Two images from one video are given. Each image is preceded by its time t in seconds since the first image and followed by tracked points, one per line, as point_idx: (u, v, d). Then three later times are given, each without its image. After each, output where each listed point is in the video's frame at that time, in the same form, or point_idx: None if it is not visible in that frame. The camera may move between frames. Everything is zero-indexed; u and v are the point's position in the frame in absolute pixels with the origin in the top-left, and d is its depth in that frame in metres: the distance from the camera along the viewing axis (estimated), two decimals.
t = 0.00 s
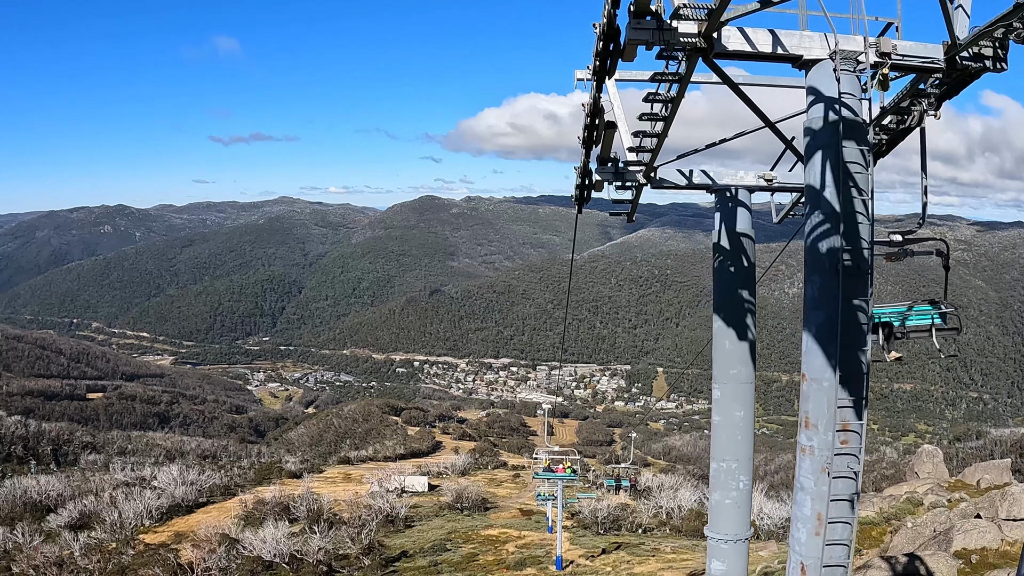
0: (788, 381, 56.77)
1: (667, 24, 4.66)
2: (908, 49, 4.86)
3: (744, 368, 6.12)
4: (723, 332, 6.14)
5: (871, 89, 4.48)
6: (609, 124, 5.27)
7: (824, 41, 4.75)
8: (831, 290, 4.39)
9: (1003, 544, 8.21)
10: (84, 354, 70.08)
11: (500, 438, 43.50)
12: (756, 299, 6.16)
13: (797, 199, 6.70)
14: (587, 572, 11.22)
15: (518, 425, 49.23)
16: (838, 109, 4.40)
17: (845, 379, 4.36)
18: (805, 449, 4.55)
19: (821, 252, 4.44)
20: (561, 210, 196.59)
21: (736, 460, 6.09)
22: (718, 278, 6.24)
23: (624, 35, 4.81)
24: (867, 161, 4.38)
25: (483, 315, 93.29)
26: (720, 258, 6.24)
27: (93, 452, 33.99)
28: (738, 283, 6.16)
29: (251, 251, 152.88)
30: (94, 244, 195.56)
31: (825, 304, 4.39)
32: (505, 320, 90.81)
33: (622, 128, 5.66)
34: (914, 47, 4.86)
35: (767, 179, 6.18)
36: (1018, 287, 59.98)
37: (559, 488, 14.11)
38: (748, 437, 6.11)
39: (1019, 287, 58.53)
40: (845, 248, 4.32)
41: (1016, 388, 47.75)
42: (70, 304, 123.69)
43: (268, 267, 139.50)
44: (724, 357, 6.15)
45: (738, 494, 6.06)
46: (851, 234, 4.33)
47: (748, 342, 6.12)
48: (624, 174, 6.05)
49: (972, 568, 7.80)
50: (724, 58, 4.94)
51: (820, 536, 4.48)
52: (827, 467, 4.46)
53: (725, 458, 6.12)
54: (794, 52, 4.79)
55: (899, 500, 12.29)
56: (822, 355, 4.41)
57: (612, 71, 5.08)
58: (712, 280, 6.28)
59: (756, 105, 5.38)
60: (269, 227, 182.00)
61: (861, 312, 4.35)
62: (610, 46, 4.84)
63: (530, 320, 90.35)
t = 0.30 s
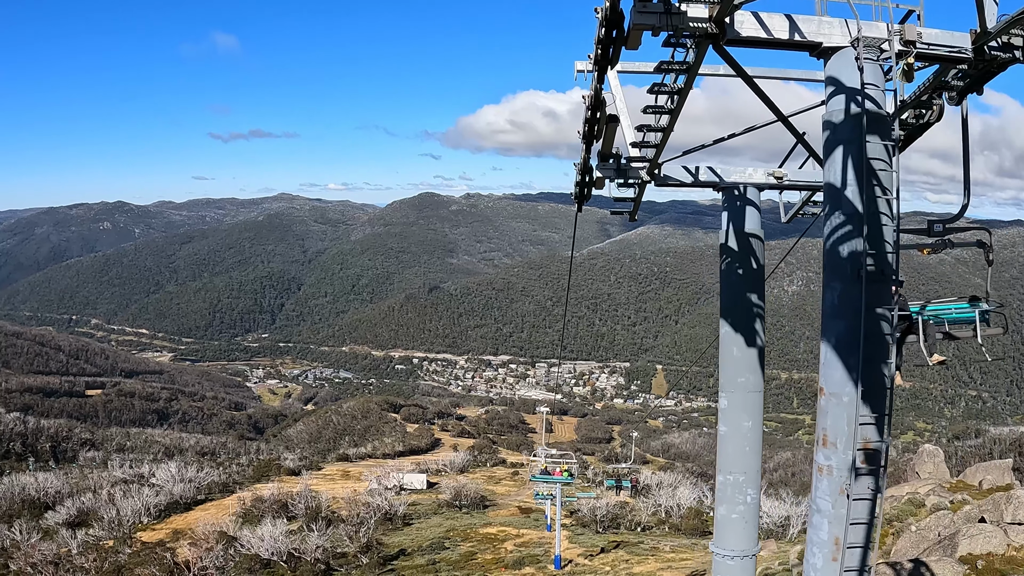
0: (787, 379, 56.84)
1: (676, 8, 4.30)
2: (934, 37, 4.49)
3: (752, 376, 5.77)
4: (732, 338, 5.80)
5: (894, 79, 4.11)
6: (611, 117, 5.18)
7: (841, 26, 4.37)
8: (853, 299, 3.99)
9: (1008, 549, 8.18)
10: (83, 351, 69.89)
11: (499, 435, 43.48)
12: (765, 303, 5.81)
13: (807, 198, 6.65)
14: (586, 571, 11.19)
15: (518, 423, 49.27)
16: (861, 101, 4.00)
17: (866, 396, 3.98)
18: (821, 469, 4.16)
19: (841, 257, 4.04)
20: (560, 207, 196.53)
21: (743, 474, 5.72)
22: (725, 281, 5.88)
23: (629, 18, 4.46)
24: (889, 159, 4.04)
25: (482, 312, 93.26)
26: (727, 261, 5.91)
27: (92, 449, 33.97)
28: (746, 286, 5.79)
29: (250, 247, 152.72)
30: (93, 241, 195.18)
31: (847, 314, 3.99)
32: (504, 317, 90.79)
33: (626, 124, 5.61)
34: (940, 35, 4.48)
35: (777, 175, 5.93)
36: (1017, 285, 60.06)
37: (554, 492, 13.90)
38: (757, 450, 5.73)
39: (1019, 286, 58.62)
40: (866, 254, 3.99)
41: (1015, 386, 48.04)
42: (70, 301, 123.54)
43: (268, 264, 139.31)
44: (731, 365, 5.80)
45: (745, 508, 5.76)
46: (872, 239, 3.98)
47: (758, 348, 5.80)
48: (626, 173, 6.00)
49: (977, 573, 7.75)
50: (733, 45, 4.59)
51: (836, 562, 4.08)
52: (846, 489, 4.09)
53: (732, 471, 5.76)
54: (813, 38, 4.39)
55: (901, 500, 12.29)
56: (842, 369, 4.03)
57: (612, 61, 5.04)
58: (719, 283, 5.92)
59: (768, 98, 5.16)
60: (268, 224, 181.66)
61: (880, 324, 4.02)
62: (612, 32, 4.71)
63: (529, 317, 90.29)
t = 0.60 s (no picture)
0: (786, 376, 56.81)
1: None
2: (960, 22, 4.28)
3: (761, 385, 5.61)
4: (738, 343, 5.62)
5: (921, 67, 3.93)
6: (611, 109, 5.10)
7: (866, 10, 4.20)
8: (877, 307, 3.88)
9: (1015, 555, 8.05)
10: (82, 347, 69.76)
11: (497, 432, 43.48)
12: (774, 309, 5.63)
13: (817, 197, 6.51)
14: (585, 570, 11.17)
15: (516, 420, 49.23)
16: (887, 91, 3.85)
17: (890, 411, 3.88)
18: (842, 492, 4.04)
19: (865, 261, 3.94)
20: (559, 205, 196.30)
21: (751, 488, 5.65)
22: (732, 284, 5.71)
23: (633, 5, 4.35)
24: (918, 153, 3.90)
25: (480, 309, 93.16)
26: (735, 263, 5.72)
27: (91, 446, 33.88)
28: (755, 290, 5.58)
29: (249, 244, 152.41)
30: (91, 237, 194.81)
31: (872, 323, 3.88)
32: (503, 315, 90.65)
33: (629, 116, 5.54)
34: (965, 21, 4.28)
35: (786, 172, 5.77)
36: (1016, 284, 60.13)
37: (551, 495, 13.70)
38: (765, 461, 5.65)
39: (1017, 284, 58.74)
40: (892, 259, 3.87)
41: (1014, 385, 48.31)
42: (68, 297, 123.33)
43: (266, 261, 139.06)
44: (739, 372, 5.64)
45: (753, 523, 5.65)
46: (900, 243, 3.85)
47: (766, 356, 5.64)
48: (627, 169, 5.89)
49: None
50: (744, 30, 4.48)
51: None
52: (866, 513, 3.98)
53: (737, 485, 5.69)
54: (833, 23, 4.22)
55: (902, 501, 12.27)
56: (863, 382, 3.93)
57: (615, 47, 4.87)
58: (726, 286, 5.74)
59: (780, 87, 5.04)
60: (267, 220, 181.37)
61: (906, 336, 3.88)
62: (615, 14, 4.59)
63: (527, 315, 90.15)
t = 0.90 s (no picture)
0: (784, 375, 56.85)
1: None
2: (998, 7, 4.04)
3: (771, 397, 5.51)
4: (747, 352, 5.53)
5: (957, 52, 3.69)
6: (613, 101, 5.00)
7: None
8: (909, 315, 3.71)
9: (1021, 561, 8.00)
10: (80, 344, 69.68)
11: (496, 430, 43.48)
12: (785, 314, 5.53)
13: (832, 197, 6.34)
14: (583, 571, 11.14)
15: (514, 418, 49.22)
16: (921, 79, 3.68)
17: (921, 433, 3.70)
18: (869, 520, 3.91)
19: (894, 269, 3.80)
20: (559, 202, 196.20)
21: (759, 505, 5.56)
22: (742, 289, 5.63)
23: None
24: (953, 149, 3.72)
25: (479, 307, 93.06)
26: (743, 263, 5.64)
27: (89, 443, 33.86)
28: (765, 296, 5.49)
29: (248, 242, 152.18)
30: (90, 234, 194.66)
31: (902, 335, 3.72)
32: (501, 312, 90.55)
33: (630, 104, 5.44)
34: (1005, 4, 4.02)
35: (799, 170, 5.59)
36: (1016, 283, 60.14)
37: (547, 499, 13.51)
38: (775, 477, 5.56)
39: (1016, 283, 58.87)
40: (924, 267, 3.70)
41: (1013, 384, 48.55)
42: (67, 294, 123.17)
43: (265, 258, 138.82)
44: (750, 382, 5.53)
45: (761, 543, 5.59)
46: (934, 247, 3.68)
47: (777, 364, 5.55)
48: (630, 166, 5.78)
49: None
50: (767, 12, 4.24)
51: None
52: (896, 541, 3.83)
53: (746, 502, 5.60)
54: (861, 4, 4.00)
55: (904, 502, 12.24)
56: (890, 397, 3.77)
57: (621, 32, 4.47)
58: (736, 290, 5.64)
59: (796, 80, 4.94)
60: (266, 218, 181.20)
61: (940, 353, 3.70)
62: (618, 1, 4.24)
63: (526, 312, 90.05)
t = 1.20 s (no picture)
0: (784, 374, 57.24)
1: None
2: None
3: (785, 410, 5.29)
4: (760, 363, 5.29)
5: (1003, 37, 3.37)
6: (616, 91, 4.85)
7: None
8: (952, 327, 3.37)
9: None
10: (78, 342, 69.52)
11: (495, 428, 43.43)
12: (799, 321, 5.32)
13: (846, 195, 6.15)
14: (580, 572, 11.06)
15: (513, 416, 49.22)
16: (963, 62, 3.32)
17: (963, 459, 3.39)
18: (896, 555, 3.60)
19: (934, 277, 3.45)
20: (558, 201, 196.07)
21: (771, 525, 5.33)
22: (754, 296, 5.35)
23: None
24: (997, 143, 3.39)
25: (478, 305, 92.94)
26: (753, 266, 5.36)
27: (87, 441, 33.84)
28: (778, 302, 5.26)
29: (247, 240, 151.94)
30: (89, 232, 194.34)
31: (943, 352, 3.37)
32: (500, 311, 90.39)
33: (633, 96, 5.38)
34: None
35: (815, 166, 5.39)
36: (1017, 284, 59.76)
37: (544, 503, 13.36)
38: (788, 494, 5.33)
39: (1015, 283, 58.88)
40: (971, 277, 3.35)
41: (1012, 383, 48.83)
42: (65, 292, 122.96)
43: (263, 256, 138.56)
44: (761, 394, 5.31)
45: (773, 564, 5.33)
46: (981, 251, 3.35)
47: (792, 374, 5.32)
48: (635, 162, 5.62)
49: None
50: None
51: None
52: None
53: (757, 522, 5.36)
54: None
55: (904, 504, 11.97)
56: (929, 421, 3.44)
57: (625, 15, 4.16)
58: (747, 296, 5.37)
59: (819, 68, 4.67)
60: (264, 216, 180.94)
61: (984, 373, 3.41)
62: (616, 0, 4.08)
63: (524, 311, 89.93)
